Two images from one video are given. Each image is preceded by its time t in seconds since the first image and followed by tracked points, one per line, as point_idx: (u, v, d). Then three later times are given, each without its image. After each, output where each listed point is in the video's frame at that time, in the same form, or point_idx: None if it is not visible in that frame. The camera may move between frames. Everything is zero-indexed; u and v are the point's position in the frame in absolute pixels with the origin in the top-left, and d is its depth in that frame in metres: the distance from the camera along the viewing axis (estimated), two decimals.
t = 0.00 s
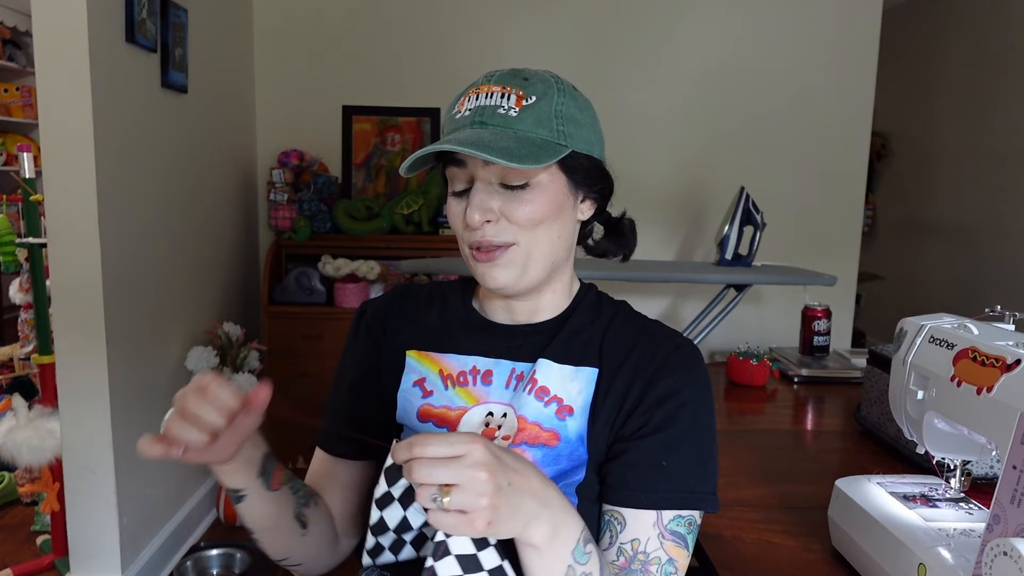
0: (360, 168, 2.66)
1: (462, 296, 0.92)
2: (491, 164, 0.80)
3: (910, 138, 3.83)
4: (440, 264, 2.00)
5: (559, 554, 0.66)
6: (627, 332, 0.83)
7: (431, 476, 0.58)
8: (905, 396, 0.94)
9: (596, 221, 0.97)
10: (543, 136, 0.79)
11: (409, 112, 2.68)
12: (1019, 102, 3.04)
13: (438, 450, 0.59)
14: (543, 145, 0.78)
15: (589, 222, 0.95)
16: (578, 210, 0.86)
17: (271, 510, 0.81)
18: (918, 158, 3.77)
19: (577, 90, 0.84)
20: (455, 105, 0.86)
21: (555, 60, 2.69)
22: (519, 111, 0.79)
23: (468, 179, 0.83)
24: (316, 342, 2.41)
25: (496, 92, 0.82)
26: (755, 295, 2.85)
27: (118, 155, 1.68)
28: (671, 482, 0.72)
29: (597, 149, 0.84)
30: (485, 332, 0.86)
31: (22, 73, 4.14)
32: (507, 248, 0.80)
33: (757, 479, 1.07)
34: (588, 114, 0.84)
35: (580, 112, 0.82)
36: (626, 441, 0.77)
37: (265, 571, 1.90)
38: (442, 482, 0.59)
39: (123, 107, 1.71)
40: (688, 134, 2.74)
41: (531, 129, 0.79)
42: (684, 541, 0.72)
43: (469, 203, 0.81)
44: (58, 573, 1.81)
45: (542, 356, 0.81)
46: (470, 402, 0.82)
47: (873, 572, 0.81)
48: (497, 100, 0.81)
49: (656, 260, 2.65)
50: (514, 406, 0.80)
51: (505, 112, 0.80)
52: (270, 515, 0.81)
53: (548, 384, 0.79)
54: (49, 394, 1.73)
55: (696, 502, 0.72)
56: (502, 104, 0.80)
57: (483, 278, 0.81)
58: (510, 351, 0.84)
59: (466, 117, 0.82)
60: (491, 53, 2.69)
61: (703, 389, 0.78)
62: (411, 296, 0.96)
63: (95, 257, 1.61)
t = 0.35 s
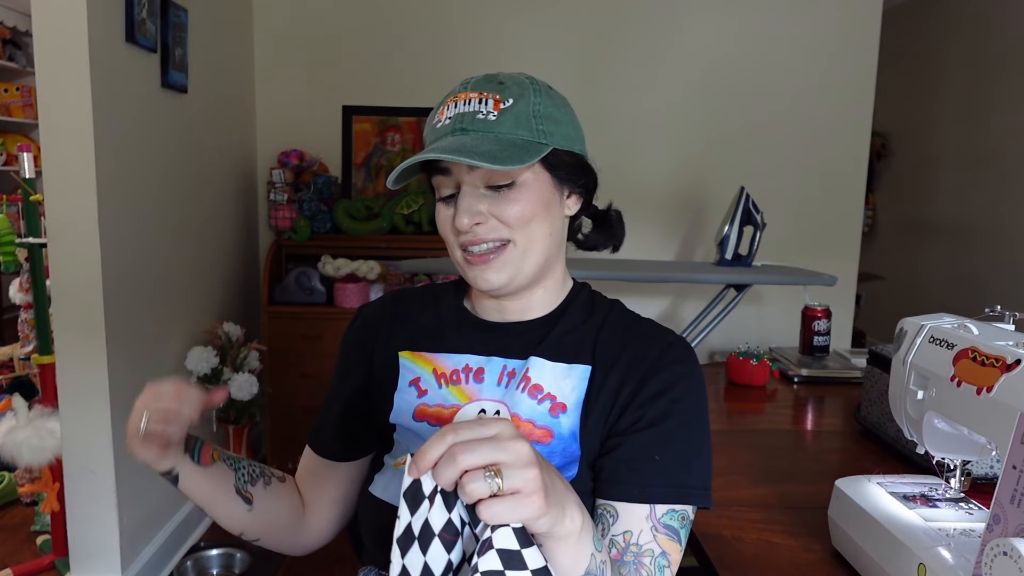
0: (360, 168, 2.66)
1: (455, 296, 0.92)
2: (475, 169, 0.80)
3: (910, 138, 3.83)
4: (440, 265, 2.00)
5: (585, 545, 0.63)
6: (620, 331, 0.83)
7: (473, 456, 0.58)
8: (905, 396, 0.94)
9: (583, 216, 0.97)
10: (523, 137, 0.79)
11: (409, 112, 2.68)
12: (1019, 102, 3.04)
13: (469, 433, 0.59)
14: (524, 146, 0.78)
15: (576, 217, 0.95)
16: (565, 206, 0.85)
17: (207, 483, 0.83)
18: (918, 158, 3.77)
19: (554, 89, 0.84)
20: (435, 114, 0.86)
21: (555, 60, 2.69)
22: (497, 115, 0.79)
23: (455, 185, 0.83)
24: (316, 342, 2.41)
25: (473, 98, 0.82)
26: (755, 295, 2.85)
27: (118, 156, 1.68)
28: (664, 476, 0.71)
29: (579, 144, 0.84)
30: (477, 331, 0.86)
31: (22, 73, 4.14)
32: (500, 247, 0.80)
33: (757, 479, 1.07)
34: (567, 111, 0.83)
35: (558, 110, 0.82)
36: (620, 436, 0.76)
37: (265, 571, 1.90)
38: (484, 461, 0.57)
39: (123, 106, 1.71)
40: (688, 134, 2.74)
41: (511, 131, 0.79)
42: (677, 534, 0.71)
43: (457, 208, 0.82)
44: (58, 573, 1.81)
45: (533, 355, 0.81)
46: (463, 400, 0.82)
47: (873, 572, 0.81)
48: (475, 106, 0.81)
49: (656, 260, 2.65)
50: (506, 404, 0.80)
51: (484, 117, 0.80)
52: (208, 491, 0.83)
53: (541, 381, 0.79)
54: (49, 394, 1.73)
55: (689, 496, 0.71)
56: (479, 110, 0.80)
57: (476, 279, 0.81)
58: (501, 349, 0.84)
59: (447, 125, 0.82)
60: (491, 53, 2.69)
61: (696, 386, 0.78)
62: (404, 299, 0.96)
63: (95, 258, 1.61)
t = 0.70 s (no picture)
0: (360, 168, 2.65)
1: (448, 296, 0.92)
2: (452, 170, 0.81)
3: (910, 138, 3.83)
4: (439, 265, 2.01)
5: (572, 536, 0.63)
6: (611, 326, 0.83)
7: (455, 439, 0.58)
8: (905, 396, 0.94)
9: (565, 211, 0.97)
10: (497, 135, 0.79)
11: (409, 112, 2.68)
12: (1020, 102, 3.04)
13: (452, 417, 0.59)
14: (499, 143, 0.78)
15: (558, 212, 0.95)
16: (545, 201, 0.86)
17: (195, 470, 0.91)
18: (918, 158, 3.77)
19: (523, 88, 0.84)
20: (408, 122, 0.85)
21: (555, 60, 2.69)
22: (469, 115, 0.79)
23: (434, 188, 0.84)
24: (316, 342, 2.41)
25: (444, 101, 0.81)
26: (755, 294, 2.85)
27: (118, 155, 1.68)
28: (657, 471, 0.72)
29: (553, 139, 0.84)
30: (470, 330, 0.86)
31: (22, 73, 4.14)
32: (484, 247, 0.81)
33: (757, 479, 1.07)
34: (538, 108, 0.83)
35: (529, 107, 0.82)
36: (613, 432, 0.77)
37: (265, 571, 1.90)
38: (466, 446, 0.58)
39: (123, 106, 1.71)
40: (688, 133, 2.74)
41: (484, 130, 0.79)
42: (672, 528, 0.71)
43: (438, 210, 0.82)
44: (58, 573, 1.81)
45: (525, 352, 0.81)
46: (457, 398, 0.82)
47: (873, 572, 0.80)
48: (447, 109, 0.81)
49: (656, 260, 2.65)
50: (498, 402, 0.80)
51: (457, 118, 0.80)
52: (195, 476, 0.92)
53: (534, 379, 0.79)
54: (48, 394, 1.73)
55: (682, 489, 0.71)
56: (452, 112, 0.80)
57: (463, 281, 0.81)
58: (492, 347, 0.83)
59: (420, 130, 0.82)
60: (491, 53, 2.69)
61: (688, 379, 0.78)
62: (400, 299, 0.95)
63: (95, 258, 1.61)
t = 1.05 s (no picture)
0: (360, 168, 2.65)
1: (449, 298, 0.92)
2: (447, 169, 0.81)
3: (910, 138, 3.83)
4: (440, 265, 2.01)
5: (565, 525, 0.65)
6: (613, 326, 0.83)
7: (448, 421, 0.60)
8: (905, 396, 0.94)
9: (563, 209, 0.97)
10: (490, 132, 0.79)
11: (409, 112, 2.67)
12: (1019, 102, 3.04)
13: (448, 399, 0.61)
14: (491, 140, 0.78)
15: (556, 209, 0.95)
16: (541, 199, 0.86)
17: (336, 528, 0.87)
18: (918, 158, 3.77)
19: (516, 84, 0.84)
20: (401, 121, 0.85)
21: (555, 61, 2.69)
22: (461, 113, 0.79)
23: (428, 186, 0.84)
24: (316, 342, 2.41)
25: (436, 99, 0.81)
26: (755, 294, 2.85)
27: (118, 155, 1.68)
28: (661, 471, 0.72)
29: (547, 136, 0.84)
30: (474, 332, 0.86)
31: (22, 73, 4.14)
32: (477, 243, 0.80)
33: (757, 480, 1.07)
34: (532, 105, 0.83)
35: (522, 104, 0.82)
36: (616, 433, 0.77)
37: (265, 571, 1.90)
38: (459, 428, 0.60)
39: (123, 106, 1.71)
40: (688, 133, 2.74)
41: (476, 126, 0.79)
42: (676, 530, 0.72)
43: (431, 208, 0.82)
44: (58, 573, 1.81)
45: (530, 355, 0.81)
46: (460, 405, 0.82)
47: (873, 572, 0.81)
48: (439, 107, 0.80)
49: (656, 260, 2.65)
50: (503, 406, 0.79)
51: (449, 116, 0.80)
52: (331, 536, 0.87)
53: (538, 382, 0.79)
54: (48, 394, 1.73)
55: (686, 489, 0.72)
56: (444, 109, 0.80)
57: (456, 278, 0.81)
58: (495, 351, 0.83)
59: (413, 129, 0.81)
60: (490, 53, 2.68)
61: (691, 379, 0.78)
62: (401, 302, 0.95)
63: (95, 258, 1.61)
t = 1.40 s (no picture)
0: (360, 168, 2.66)
1: (464, 298, 0.92)
2: (483, 164, 0.81)
3: (910, 138, 3.83)
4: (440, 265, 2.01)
5: (587, 529, 0.67)
6: (630, 334, 0.83)
7: (475, 418, 0.63)
8: (905, 396, 0.94)
9: (584, 217, 0.97)
10: (529, 131, 0.79)
11: (410, 112, 2.67)
12: (1020, 103, 3.04)
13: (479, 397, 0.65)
14: (530, 139, 0.79)
15: (578, 218, 0.95)
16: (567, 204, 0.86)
17: (352, 511, 0.87)
18: (918, 158, 3.77)
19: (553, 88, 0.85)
20: (435, 111, 0.85)
21: (556, 60, 2.69)
22: (502, 108, 0.79)
23: (459, 180, 0.83)
24: (317, 342, 2.41)
25: (476, 93, 0.81)
26: (755, 294, 2.85)
27: (118, 155, 1.68)
28: (679, 483, 0.72)
29: (580, 142, 0.85)
30: (489, 334, 0.86)
31: (21, 73, 4.14)
32: (507, 244, 0.79)
33: (757, 480, 1.07)
34: (567, 109, 0.84)
35: (559, 108, 0.83)
36: (632, 443, 0.77)
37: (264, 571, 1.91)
38: (484, 426, 0.63)
39: (123, 106, 1.71)
40: (689, 133, 2.74)
41: (516, 124, 0.79)
42: (692, 541, 0.73)
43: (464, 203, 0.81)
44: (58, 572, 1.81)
45: (547, 361, 0.81)
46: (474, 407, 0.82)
47: (874, 573, 0.80)
48: (479, 100, 0.81)
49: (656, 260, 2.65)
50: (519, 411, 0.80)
51: (489, 110, 0.80)
52: (346, 519, 0.87)
53: (554, 388, 0.79)
54: (49, 394, 1.74)
55: (702, 503, 0.73)
56: (483, 104, 0.80)
57: (482, 276, 0.80)
58: (512, 355, 0.84)
59: (449, 121, 0.81)
60: (490, 53, 2.68)
61: (708, 389, 0.78)
62: (415, 301, 0.95)
63: (95, 257, 1.61)
